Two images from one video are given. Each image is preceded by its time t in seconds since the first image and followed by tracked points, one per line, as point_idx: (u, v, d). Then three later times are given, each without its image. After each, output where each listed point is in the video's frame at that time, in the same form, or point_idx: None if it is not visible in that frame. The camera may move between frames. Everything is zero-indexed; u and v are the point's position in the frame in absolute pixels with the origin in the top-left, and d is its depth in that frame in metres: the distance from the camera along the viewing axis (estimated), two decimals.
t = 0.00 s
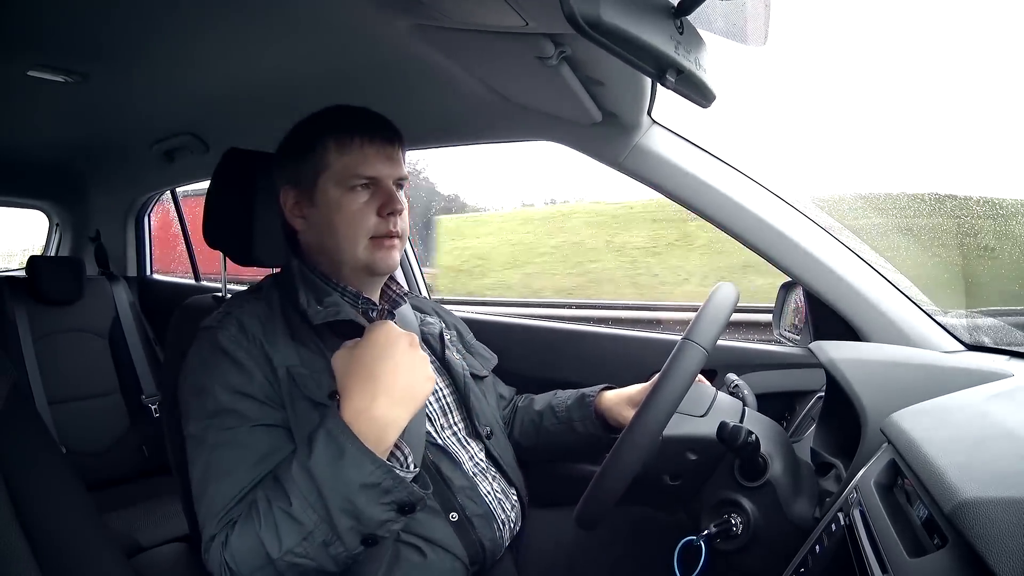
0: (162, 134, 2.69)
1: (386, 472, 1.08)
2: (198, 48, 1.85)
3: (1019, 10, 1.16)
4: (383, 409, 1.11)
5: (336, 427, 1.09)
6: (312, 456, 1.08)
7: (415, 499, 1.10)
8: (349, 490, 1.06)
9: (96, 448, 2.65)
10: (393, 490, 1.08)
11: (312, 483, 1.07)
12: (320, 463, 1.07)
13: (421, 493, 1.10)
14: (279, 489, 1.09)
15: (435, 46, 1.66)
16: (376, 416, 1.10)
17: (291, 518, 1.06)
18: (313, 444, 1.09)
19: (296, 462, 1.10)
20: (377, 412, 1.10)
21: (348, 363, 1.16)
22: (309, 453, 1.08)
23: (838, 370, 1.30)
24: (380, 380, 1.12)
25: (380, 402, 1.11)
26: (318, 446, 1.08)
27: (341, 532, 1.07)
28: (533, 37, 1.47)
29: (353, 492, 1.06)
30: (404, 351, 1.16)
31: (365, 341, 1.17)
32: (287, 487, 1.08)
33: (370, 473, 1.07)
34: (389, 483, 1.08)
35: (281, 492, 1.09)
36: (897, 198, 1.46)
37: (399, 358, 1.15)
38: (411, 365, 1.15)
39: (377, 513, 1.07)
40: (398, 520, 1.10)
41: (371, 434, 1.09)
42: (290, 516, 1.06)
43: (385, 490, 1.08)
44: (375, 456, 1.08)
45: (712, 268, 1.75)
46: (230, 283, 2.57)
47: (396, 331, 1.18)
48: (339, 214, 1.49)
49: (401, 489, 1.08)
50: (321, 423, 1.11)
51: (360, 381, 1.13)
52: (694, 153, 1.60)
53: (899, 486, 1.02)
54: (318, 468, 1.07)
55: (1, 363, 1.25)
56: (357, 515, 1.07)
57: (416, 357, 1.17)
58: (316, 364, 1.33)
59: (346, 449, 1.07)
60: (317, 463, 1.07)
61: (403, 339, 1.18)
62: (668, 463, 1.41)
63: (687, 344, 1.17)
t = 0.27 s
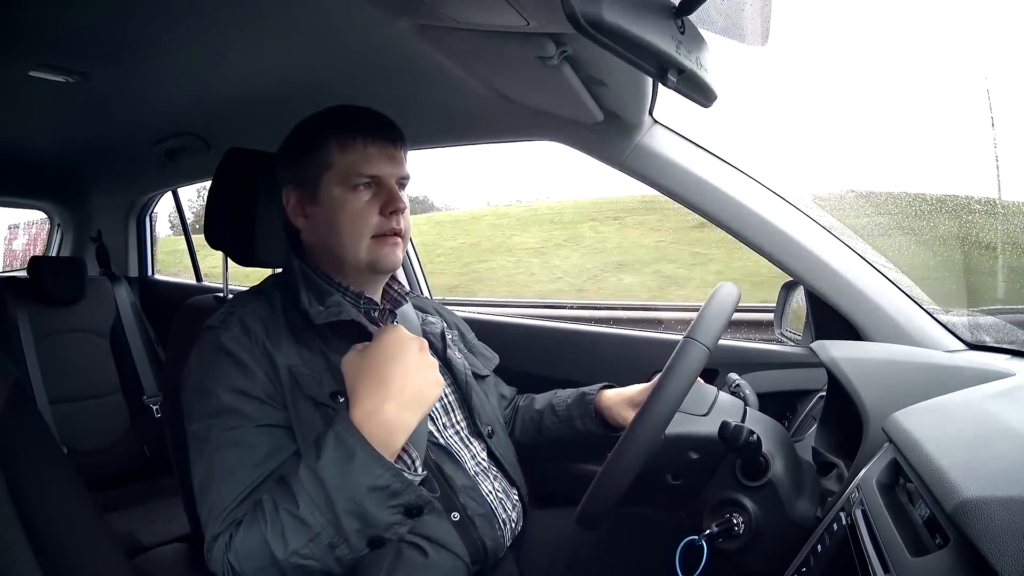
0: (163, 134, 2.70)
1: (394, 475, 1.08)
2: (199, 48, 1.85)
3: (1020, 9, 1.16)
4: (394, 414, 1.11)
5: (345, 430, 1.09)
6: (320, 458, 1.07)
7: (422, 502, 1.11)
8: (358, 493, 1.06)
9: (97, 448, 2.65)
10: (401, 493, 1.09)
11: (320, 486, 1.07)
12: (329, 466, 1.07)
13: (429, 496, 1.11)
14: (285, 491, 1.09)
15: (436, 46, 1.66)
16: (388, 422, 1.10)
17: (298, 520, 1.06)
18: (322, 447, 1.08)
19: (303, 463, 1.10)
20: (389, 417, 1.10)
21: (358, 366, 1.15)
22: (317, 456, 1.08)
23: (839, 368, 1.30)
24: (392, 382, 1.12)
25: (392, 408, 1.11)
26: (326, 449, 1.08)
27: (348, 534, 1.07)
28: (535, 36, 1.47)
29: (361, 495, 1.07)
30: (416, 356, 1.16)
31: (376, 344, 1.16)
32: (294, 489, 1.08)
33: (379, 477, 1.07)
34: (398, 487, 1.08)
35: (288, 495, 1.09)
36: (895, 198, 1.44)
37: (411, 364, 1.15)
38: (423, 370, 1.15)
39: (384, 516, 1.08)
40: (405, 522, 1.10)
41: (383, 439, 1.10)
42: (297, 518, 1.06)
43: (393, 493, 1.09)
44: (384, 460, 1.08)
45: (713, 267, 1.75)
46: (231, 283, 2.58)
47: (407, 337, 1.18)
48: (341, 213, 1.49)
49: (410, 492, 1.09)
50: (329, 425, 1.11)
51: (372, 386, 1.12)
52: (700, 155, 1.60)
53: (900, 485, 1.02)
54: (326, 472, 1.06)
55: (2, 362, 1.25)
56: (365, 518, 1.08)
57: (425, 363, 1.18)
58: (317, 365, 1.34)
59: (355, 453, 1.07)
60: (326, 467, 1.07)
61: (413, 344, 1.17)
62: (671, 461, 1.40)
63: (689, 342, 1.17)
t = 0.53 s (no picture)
0: (164, 134, 2.69)
1: (419, 485, 1.09)
2: (200, 48, 1.85)
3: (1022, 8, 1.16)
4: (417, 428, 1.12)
5: (374, 439, 1.10)
6: (346, 465, 1.08)
7: (443, 514, 1.12)
8: (382, 501, 1.07)
9: (98, 448, 2.65)
10: (423, 504, 1.09)
11: (344, 493, 1.07)
12: (355, 474, 1.07)
13: (451, 508, 1.12)
14: (304, 495, 1.09)
15: (437, 45, 1.66)
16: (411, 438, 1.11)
17: (318, 525, 1.06)
18: (349, 454, 1.09)
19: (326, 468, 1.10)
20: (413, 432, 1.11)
21: (387, 377, 1.16)
22: (343, 461, 1.09)
23: (839, 365, 1.31)
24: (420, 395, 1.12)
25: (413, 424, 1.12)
26: (353, 455, 1.08)
27: (366, 540, 1.07)
28: (536, 36, 1.47)
29: (385, 502, 1.08)
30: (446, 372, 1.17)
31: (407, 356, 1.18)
32: (314, 494, 1.08)
33: (404, 486, 1.08)
34: (421, 497, 1.09)
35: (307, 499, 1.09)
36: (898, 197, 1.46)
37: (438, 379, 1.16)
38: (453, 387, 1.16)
39: (405, 525, 1.09)
40: (423, 532, 1.11)
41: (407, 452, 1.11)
42: (316, 522, 1.06)
43: (416, 503, 1.10)
44: (409, 470, 1.09)
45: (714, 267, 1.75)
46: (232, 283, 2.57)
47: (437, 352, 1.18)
48: (347, 214, 1.49)
49: (433, 503, 1.10)
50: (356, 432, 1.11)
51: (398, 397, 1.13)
52: (703, 156, 1.58)
53: (902, 485, 1.02)
54: (352, 478, 1.07)
55: (3, 363, 1.25)
56: (385, 526, 1.08)
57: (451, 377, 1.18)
58: (320, 364, 1.34)
59: (383, 461, 1.08)
60: (351, 474, 1.07)
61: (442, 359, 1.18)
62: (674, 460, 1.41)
63: (692, 338, 1.17)
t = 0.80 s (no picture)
0: (163, 134, 2.69)
1: (437, 498, 1.09)
2: (199, 48, 1.85)
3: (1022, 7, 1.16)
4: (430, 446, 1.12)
5: (396, 450, 1.10)
6: (365, 474, 1.08)
7: (457, 527, 1.12)
8: (399, 512, 1.08)
9: (98, 448, 2.65)
10: (439, 517, 1.09)
11: (362, 501, 1.07)
12: (375, 485, 1.08)
13: (466, 521, 1.12)
14: (317, 501, 1.09)
15: (437, 45, 1.66)
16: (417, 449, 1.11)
17: (331, 532, 1.06)
18: (369, 463, 1.09)
19: (343, 476, 1.10)
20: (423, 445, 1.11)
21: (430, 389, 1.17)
22: (362, 470, 1.09)
23: (839, 365, 1.31)
24: (448, 412, 1.12)
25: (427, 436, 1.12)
26: (373, 464, 1.09)
27: (378, 549, 1.08)
28: (535, 35, 1.47)
29: (402, 513, 1.08)
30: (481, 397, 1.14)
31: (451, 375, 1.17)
32: (329, 500, 1.08)
33: (423, 498, 1.09)
34: (437, 510, 1.09)
35: (321, 505, 1.09)
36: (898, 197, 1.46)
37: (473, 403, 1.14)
38: (484, 412, 1.12)
39: (418, 536, 1.09)
40: (435, 544, 1.11)
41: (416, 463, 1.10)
42: (329, 529, 1.06)
43: (432, 515, 1.10)
44: (428, 482, 1.09)
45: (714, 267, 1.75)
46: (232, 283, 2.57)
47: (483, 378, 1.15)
48: (348, 213, 1.49)
49: (448, 516, 1.10)
50: (378, 441, 1.12)
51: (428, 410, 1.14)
52: (703, 155, 1.58)
53: (902, 484, 1.02)
54: (371, 489, 1.07)
55: (3, 363, 1.25)
56: (399, 536, 1.09)
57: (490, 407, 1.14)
58: (319, 363, 1.34)
59: (404, 472, 1.08)
60: (369, 483, 1.08)
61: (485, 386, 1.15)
62: (675, 458, 1.41)
63: (693, 335, 1.17)
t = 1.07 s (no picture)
0: (162, 133, 2.69)
1: (429, 494, 1.09)
2: (199, 47, 1.85)
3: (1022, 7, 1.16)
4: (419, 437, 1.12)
5: (386, 445, 1.10)
6: (358, 472, 1.08)
7: (451, 522, 1.13)
8: (392, 509, 1.08)
9: (97, 448, 2.65)
10: (431, 512, 1.10)
11: (355, 499, 1.07)
12: (367, 481, 1.08)
13: (460, 517, 1.12)
14: (311, 499, 1.09)
15: (436, 45, 1.66)
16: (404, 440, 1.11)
17: (325, 530, 1.06)
18: (360, 461, 1.09)
19: (334, 473, 1.10)
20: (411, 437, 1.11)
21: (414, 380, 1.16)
22: (353, 468, 1.09)
23: (838, 365, 1.31)
24: (439, 403, 1.12)
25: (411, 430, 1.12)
26: (364, 461, 1.09)
27: (373, 547, 1.08)
28: (534, 35, 1.47)
29: (395, 509, 1.08)
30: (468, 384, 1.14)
31: (437, 364, 1.17)
32: (322, 498, 1.08)
33: (414, 493, 1.09)
34: (429, 506, 1.10)
35: (313, 504, 1.09)
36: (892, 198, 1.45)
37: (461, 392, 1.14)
38: (474, 401, 1.13)
39: (412, 532, 1.10)
40: (429, 540, 1.12)
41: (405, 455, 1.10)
42: (323, 527, 1.06)
43: (425, 511, 1.10)
44: (419, 478, 1.10)
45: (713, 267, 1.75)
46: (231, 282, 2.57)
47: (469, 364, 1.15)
48: (345, 213, 1.49)
49: (442, 512, 1.11)
50: (369, 438, 1.12)
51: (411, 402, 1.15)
52: (703, 156, 1.58)
53: (900, 484, 1.02)
54: (363, 487, 1.07)
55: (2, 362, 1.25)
56: (393, 533, 1.09)
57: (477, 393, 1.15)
58: (317, 362, 1.34)
59: (395, 469, 1.08)
60: (362, 481, 1.07)
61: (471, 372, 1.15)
62: (673, 458, 1.41)
63: (691, 336, 1.17)
